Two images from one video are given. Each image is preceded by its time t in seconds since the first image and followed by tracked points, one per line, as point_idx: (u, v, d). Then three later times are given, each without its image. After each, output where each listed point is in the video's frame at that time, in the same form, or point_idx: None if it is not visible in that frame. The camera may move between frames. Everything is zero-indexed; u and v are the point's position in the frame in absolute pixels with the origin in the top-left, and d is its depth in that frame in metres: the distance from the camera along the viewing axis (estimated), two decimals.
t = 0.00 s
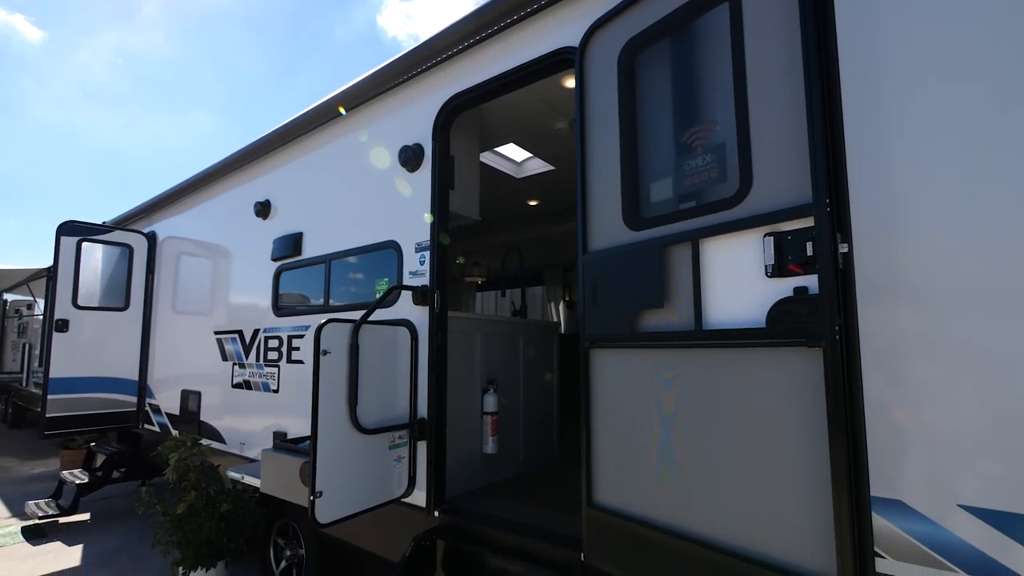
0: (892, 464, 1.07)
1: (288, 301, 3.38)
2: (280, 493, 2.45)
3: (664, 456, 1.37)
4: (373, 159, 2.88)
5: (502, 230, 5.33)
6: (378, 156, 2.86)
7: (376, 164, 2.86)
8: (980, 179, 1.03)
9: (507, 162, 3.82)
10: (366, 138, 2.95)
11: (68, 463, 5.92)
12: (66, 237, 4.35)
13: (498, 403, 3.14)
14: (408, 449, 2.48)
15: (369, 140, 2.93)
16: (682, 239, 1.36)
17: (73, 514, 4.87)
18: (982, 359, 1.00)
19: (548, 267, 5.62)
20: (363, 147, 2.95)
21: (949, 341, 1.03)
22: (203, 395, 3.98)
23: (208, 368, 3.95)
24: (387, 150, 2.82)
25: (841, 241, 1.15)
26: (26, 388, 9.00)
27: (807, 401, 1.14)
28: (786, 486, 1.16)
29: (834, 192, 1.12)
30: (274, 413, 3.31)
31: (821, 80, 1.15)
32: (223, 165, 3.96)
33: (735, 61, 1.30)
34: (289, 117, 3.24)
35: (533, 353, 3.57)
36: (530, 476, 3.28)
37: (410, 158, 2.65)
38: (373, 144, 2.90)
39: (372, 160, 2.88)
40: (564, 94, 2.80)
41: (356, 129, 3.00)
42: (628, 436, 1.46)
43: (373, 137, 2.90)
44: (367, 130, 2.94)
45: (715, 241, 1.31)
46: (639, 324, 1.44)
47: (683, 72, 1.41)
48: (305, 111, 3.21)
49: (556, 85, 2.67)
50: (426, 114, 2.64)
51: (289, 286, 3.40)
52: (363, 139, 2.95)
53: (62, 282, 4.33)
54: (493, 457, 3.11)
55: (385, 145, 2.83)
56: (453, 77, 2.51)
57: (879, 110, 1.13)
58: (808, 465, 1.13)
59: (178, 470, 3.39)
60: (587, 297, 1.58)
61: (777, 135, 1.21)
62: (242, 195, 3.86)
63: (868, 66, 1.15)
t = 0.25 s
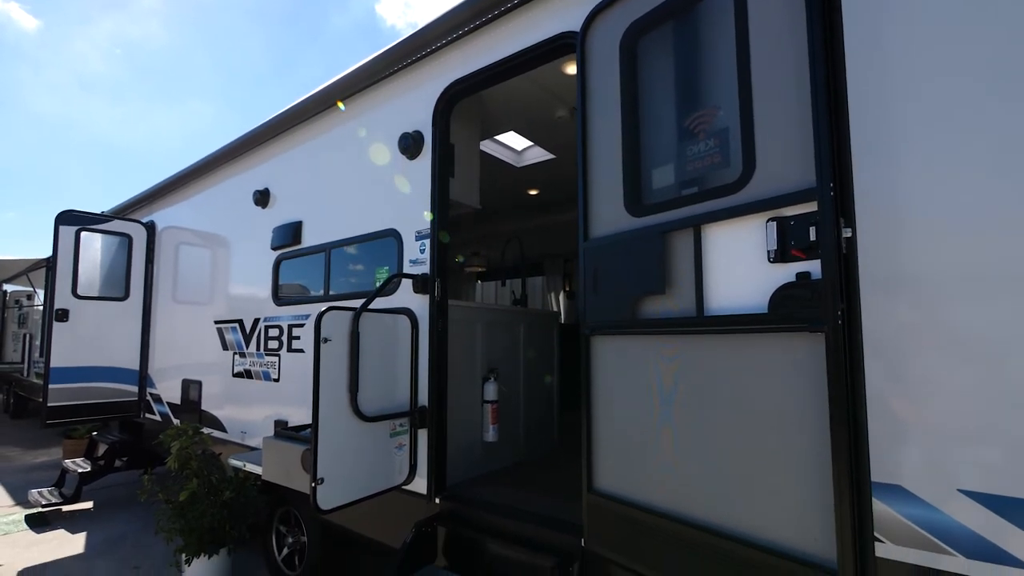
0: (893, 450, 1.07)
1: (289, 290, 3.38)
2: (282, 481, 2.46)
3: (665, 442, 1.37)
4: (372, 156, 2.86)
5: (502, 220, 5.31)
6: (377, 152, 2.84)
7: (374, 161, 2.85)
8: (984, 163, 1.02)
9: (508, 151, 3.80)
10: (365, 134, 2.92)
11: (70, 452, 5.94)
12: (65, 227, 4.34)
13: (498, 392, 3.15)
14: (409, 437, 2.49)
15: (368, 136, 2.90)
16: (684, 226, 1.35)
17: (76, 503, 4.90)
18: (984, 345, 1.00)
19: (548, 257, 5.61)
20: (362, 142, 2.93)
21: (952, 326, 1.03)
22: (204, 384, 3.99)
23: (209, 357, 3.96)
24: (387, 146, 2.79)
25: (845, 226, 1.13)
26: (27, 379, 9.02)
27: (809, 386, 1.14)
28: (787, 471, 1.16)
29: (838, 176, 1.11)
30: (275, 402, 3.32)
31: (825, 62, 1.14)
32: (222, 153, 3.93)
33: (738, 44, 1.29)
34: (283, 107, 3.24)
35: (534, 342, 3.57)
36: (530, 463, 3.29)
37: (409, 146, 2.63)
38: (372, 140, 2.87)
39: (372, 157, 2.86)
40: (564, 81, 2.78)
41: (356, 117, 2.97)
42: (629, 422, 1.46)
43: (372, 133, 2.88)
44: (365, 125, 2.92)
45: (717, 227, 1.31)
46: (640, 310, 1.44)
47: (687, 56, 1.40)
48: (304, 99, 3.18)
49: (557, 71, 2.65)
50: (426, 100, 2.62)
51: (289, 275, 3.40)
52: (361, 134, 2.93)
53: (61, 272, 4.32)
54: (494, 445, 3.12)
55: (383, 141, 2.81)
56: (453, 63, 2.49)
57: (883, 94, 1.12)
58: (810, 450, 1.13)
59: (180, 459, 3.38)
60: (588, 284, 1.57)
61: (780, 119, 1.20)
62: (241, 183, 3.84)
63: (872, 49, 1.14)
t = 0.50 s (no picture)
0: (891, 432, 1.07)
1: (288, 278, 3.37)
2: (284, 467, 2.47)
3: (665, 427, 1.37)
4: (372, 153, 2.84)
5: (502, 208, 5.29)
6: (376, 148, 2.81)
7: (373, 157, 2.82)
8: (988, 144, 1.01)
9: (508, 139, 3.78)
10: (363, 129, 2.90)
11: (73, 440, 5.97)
12: (63, 215, 4.32)
13: (498, 379, 3.15)
14: (409, 424, 2.50)
15: (367, 131, 2.87)
16: (686, 210, 1.35)
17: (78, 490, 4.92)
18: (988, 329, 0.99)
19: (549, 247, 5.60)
20: (361, 138, 2.90)
21: (953, 309, 1.02)
22: (204, 372, 3.99)
23: (209, 346, 3.96)
24: (386, 141, 2.77)
25: (850, 209, 1.12)
26: (29, 368, 9.03)
27: (810, 370, 1.14)
28: (788, 455, 1.16)
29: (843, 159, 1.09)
30: (276, 390, 3.33)
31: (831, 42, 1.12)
32: (220, 140, 3.91)
33: (743, 25, 1.27)
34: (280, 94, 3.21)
35: (534, 331, 3.57)
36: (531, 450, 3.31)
37: (409, 132, 2.61)
38: (371, 136, 2.85)
39: (371, 153, 2.84)
40: (566, 66, 2.75)
41: (354, 103, 2.95)
42: (630, 408, 1.46)
43: (371, 129, 2.86)
44: (364, 121, 2.89)
45: (719, 211, 1.30)
46: (642, 296, 1.43)
47: (691, 39, 1.39)
48: (302, 84, 3.16)
49: (558, 56, 2.63)
50: (425, 86, 2.60)
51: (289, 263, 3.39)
52: (359, 129, 2.91)
53: (60, 261, 4.31)
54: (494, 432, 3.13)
55: (382, 137, 2.79)
56: (453, 47, 2.46)
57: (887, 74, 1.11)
58: (811, 434, 1.13)
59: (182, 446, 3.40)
60: (589, 270, 1.56)
61: (785, 102, 1.19)
62: (240, 171, 3.82)
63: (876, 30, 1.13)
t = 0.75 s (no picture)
0: (894, 414, 1.07)
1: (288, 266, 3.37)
2: (285, 453, 2.48)
3: (666, 411, 1.37)
4: (371, 150, 2.82)
5: (502, 196, 5.27)
6: (376, 145, 2.79)
7: (373, 153, 2.80)
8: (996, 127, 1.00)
9: (508, 125, 3.75)
10: (362, 124, 2.87)
11: (74, 428, 5.99)
12: (61, 203, 4.29)
13: (498, 366, 3.16)
14: (410, 410, 2.51)
15: (367, 126, 2.85)
16: (688, 194, 1.34)
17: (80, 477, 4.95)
18: (991, 311, 0.99)
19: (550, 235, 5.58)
20: (360, 133, 2.88)
21: (957, 293, 1.02)
22: (205, 360, 4.00)
23: (209, 334, 3.96)
24: (385, 139, 2.75)
25: (853, 190, 1.10)
26: (29, 357, 9.04)
27: (812, 353, 1.13)
28: (789, 439, 1.16)
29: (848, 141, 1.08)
30: (277, 377, 3.34)
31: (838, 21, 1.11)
32: (218, 126, 3.88)
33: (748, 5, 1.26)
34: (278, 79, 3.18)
35: (534, 318, 3.57)
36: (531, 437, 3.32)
37: (409, 117, 2.59)
38: (370, 132, 2.82)
39: (371, 149, 2.81)
40: (567, 51, 2.73)
41: (353, 89, 2.92)
42: (631, 393, 1.46)
43: (369, 124, 2.83)
44: (362, 116, 2.87)
45: (722, 194, 1.29)
46: (643, 280, 1.43)
47: (694, 21, 1.37)
48: (300, 70, 3.13)
49: (559, 40, 2.60)
50: (425, 70, 2.58)
51: (288, 250, 3.38)
52: (358, 125, 2.88)
53: (59, 249, 4.30)
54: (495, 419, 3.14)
55: (381, 132, 2.77)
56: (453, 30, 2.44)
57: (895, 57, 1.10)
58: (812, 417, 1.13)
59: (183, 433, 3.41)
60: (590, 255, 1.56)
61: (790, 83, 1.18)
62: (239, 158, 3.80)
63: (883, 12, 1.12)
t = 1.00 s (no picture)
0: (896, 396, 1.07)
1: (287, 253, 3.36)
2: (286, 439, 2.49)
3: (667, 396, 1.37)
4: (371, 144, 2.79)
5: (502, 184, 5.25)
6: (375, 139, 2.77)
7: (373, 148, 2.78)
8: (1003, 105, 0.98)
9: (509, 111, 3.72)
10: (361, 118, 2.85)
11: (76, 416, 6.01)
12: (59, 190, 4.26)
13: (499, 353, 3.16)
14: (410, 397, 2.51)
15: (366, 121, 2.82)
16: (690, 177, 1.32)
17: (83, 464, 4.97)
18: (995, 292, 0.98)
19: (550, 223, 5.56)
20: (359, 127, 2.86)
21: (961, 273, 1.01)
22: (205, 348, 4.00)
23: (210, 321, 3.96)
24: (385, 134, 2.72)
25: (858, 171, 1.10)
26: (30, 345, 9.06)
27: (813, 337, 1.13)
28: (789, 423, 1.16)
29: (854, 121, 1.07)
30: (277, 364, 3.34)
31: None
32: (215, 112, 3.85)
33: None
34: (275, 64, 3.15)
35: (535, 306, 3.57)
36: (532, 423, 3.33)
37: (408, 102, 2.57)
38: (368, 127, 2.80)
39: (371, 144, 2.79)
40: (569, 34, 2.69)
41: (352, 74, 2.90)
42: (632, 378, 1.46)
43: (368, 118, 2.81)
44: (361, 110, 2.85)
45: (725, 175, 1.28)
46: (644, 265, 1.42)
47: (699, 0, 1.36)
48: (298, 54, 3.09)
49: (560, 23, 2.57)
50: (424, 54, 2.55)
51: (288, 236, 3.37)
52: (357, 119, 2.86)
53: (58, 236, 4.28)
54: (495, 405, 3.15)
55: (380, 127, 2.75)
56: (453, 12, 2.41)
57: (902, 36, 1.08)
58: (812, 400, 1.13)
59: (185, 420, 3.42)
60: (591, 239, 1.55)
61: (795, 63, 1.16)
62: (237, 144, 3.77)
63: None
